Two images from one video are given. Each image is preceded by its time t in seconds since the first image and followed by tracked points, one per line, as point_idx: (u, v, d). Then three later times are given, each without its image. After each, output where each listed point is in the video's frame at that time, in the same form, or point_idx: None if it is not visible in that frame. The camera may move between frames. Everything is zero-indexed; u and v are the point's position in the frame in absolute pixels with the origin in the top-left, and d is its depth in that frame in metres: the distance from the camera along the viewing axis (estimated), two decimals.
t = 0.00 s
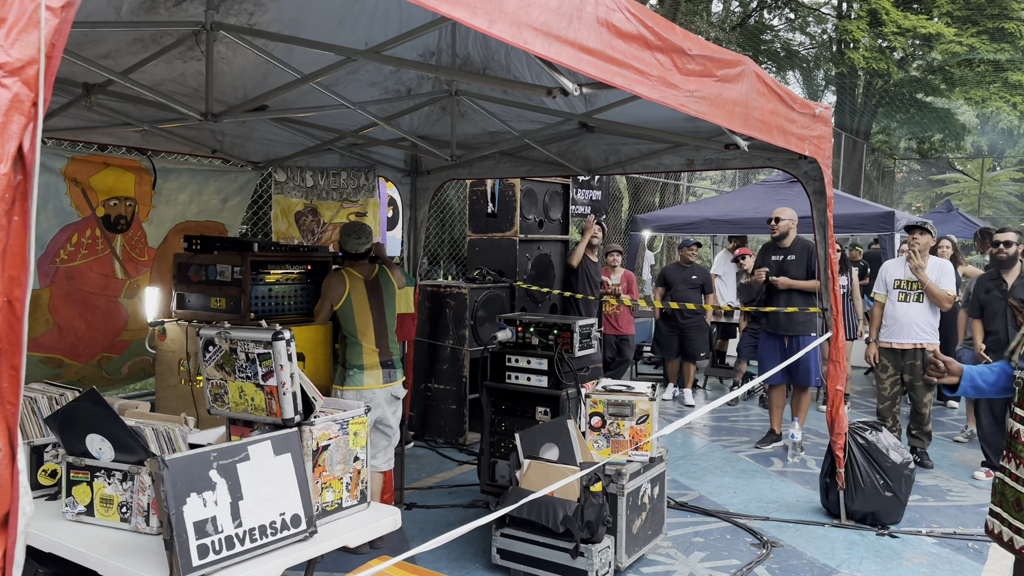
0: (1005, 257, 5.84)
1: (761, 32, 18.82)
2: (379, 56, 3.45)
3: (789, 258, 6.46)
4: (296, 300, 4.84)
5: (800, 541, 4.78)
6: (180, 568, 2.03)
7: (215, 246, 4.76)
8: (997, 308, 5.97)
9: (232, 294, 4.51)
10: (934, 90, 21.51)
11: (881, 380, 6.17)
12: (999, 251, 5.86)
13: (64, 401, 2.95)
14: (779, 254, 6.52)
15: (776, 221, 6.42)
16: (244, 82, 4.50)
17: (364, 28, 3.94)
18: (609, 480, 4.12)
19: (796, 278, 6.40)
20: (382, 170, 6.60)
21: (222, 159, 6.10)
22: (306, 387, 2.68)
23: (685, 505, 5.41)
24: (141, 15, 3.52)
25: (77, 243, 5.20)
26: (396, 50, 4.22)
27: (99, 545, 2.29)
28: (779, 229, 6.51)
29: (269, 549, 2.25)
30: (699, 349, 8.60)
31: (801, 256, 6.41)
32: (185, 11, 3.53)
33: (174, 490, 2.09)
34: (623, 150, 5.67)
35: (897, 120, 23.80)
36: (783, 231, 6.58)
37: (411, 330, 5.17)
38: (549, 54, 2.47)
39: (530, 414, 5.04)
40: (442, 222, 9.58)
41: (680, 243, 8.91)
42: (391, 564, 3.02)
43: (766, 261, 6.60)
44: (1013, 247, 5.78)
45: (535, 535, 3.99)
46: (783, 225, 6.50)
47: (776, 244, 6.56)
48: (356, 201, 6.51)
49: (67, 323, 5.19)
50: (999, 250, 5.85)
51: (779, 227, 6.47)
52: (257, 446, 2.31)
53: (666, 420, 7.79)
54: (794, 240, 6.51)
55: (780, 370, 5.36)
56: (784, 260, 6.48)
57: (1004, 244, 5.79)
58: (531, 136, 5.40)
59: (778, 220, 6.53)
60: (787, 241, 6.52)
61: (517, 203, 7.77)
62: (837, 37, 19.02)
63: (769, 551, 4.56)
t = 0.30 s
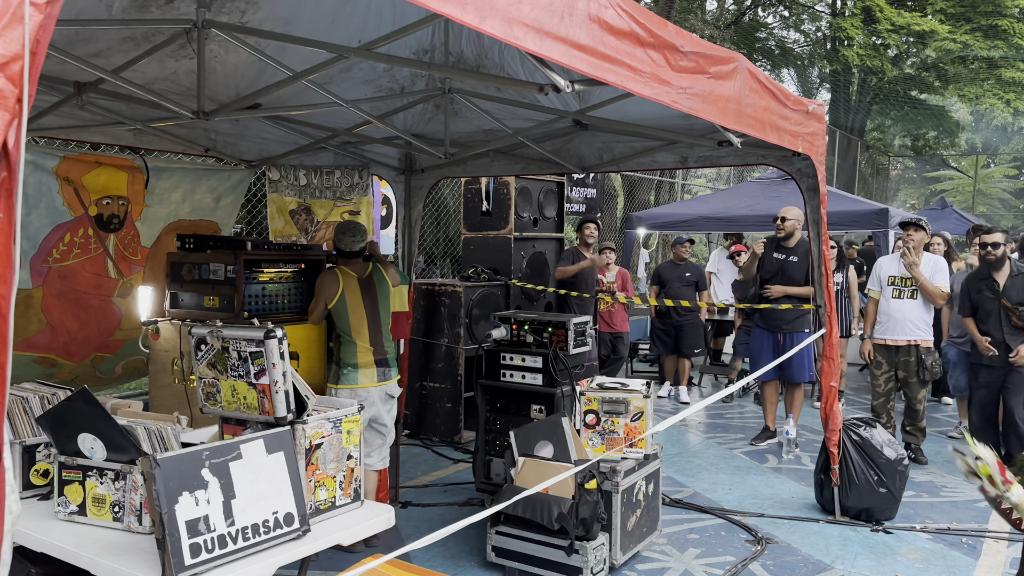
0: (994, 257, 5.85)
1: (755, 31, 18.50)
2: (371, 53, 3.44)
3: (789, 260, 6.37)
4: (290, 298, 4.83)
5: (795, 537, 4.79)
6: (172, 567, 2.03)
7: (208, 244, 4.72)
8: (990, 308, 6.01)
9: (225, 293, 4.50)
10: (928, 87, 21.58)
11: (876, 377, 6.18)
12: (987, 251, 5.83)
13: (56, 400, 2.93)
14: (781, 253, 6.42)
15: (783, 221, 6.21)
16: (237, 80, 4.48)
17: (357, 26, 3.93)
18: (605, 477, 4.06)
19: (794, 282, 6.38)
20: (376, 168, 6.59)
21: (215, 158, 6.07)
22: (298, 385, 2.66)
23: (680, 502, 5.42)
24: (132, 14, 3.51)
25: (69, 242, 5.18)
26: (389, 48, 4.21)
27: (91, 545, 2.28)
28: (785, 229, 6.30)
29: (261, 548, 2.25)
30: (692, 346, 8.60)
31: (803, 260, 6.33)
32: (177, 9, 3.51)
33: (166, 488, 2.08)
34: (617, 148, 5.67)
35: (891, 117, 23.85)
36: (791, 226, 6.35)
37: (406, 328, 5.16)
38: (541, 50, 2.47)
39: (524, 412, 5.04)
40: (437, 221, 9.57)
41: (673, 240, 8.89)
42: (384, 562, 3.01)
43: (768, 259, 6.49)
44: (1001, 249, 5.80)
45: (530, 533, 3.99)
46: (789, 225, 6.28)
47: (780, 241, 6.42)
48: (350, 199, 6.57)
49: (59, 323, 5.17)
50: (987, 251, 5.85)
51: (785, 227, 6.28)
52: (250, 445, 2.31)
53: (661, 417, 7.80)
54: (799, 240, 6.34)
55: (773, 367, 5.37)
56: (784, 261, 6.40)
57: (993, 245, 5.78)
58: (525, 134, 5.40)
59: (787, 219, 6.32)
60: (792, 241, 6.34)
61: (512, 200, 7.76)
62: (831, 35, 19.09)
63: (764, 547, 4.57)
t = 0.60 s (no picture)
0: (1004, 250, 5.85)
1: (752, 28, 18.63)
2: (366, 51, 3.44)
3: (790, 261, 6.42)
4: (287, 297, 4.83)
5: (792, 534, 4.80)
6: (169, 566, 2.03)
7: (204, 244, 4.66)
8: (992, 301, 5.97)
9: (223, 292, 4.50)
10: (925, 85, 21.62)
11: (872, 373, 6.20)
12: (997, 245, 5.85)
13: (52, 399, 2.92)
14: (782, 254, 6.48)
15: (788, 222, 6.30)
16: (233, 79, 4.48)
17: (353, 24, 3.93)
18: (601, 475, 4.09)
19: (791, 283, 6.44)
20: (373, 166, 6.55)
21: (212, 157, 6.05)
22: (296, 384, 2.67)
23: (677, 499, 5.42)
24: (128, 13, 3.50)
25: (65, 242, 5.18)
26: (385, 46, 4.21)
27: (88, 545, 2.28)
28: (789, 230, 6.37)
29: (258, 547, 2.25)
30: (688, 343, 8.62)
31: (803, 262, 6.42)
32: (173, 8, 3.50)
33: (163, 487, 2.08)
34: (614, 146, 5.67)
35: (888, 114, 23.88)
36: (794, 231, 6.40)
37: (404, 327, 5.14)
38: (536, 48, 2.47)
39: (521, 410, 5.04)
40: (434, 219, 9.57)
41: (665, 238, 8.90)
42: (382, 560, 3.01)
43: (769, 258, 6.54)
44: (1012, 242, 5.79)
45: (527, 530, 4.00)
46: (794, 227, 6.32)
47: (783, 242, 6.50)
48: (346, 198, 6.52)
49: (56, 323, 5.18)
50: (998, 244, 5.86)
51: (789, 229, 6.34)
52: (246, 444, 2.30)
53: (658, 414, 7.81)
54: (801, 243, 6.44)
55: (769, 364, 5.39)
56: (785, 262, 6.45)
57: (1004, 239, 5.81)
58: (521, 132, 5.40)
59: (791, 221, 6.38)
60: (796, 243, 6.43)
61: (509, 199, 7.77)
62: (827, 32, 19.11)
63: (762, 544, 4.58)
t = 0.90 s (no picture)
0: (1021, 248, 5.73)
1: (751, 26, 18.81)
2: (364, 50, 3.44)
3: (790, 261, 6.47)
4: (287, 297, 4.83)
5: (792, 532, 4.81)
6: (170, 565, 2.03)
7: (204, 244, 4.68)
8: (1002, 298, 5.98)
9: (222, 292, 4.50)
10: (924, 82, 21.62)
11: (871, 371, 6.20)
12: (1016, 242, 5.75)
13: (52, 400, 2.92)
14: (782, 254, 6.53)
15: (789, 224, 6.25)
16: (232, 79, 4.48)
17: (352, 24, 3.93)
18: (601, 473, 4.10)
19: (790, 283, 6.47)
20: (372, 166, 6.56)
21: (211, 157, 6.04)
22: (295, 383, 2.68)
23: (677, 498, 5.43)
24: (126, 13, 3.50)
25: (64, 242, 5.18)
26: (384, 45, 4.21)
27: (89, 544, 2.28)
28: (789, 232, 6.36)
29: (259, 546, 2.25)
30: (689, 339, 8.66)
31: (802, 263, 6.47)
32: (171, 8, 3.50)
33: (163, 487, 2.08)
34: (612, 144, 5.67)
35: (887, 112, 23.89)
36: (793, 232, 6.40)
37: (404, 325, 5.14)
38: (534, 47, 2.47)
39: (521, 409, 5.05)
40: (433, 219, 9.57)
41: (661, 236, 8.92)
42: (382, 559, 3.01)
43: (769, 258, 6.56)
44: None
45: (527, 529, 4.01)
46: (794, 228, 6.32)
47: (783, 244, 6.56)
48: (345, 197, 6.51)
49: (56, 323, 5.18)
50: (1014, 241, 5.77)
51: (789, 230, 6.34)
52: (246, 443, 2.31)
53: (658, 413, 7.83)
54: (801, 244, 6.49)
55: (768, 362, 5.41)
56: (785, 262, 6.48)
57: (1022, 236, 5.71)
58: (520, 131, 5.41)
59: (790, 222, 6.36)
60: (796, 244, 6.50)
61: (508, 198, 7.77)
62: (826, 30, 19.10)
63: (762, 542, 4.58)
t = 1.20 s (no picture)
0: None
1: (749, 24, 18.53)
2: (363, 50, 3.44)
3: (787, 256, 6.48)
4: (287, 296, 4.83)
5: (791, 530, 4.82)
6: (171, 564, 2.03)
7: (204, 243, 4.69)
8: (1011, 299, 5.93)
9: (222, 291, 4.50)
10: (923, 81, 21.64)
11: (870, 369, 6.21)
12: None
13: (53, 399, 2.92)
14: (779, 248, 6.52)
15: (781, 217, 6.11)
16: (231, 78, 4.48)
17: (350, 23, 3.94)
18: (601, 472, 4.11)
19: (791, 274, 6.40)
20: (371, 165, 6.58)
21: (210, 156, 6.03)
22: (295, 382, 2.69)
23: (677, 496, 5.44)
24: (126, 13, 3.51)
25: (64, 242, 5.17)
26: (383, 45, 4.22)
27: (90, 543, 2.29)
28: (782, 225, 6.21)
29: (259, 544, 2.26)
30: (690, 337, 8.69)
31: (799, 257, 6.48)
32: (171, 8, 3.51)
33: (164, 486, 2.09)
34: (611, 143, 5.68)
35: (886, 110, 23.86)
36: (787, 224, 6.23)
37: (403, 324, 5.14)
38: (533, 46, 2.47)
39: (521, 407, 5.05)
40: (432, 218, 9.57)
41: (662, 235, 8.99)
42: (382, 557, 3.02)
43: (767, 253, 6.55)
44: None
45: (527, 528, 4.02)
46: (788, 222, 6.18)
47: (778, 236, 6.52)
48: (345, 197, 6.56)
49: (56, 323, 5.18)
50: None
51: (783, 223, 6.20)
52: (247, 442, 2.32)
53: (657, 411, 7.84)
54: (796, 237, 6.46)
55: (766, 361, 5.42)
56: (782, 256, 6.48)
57: None
58: (519, 130, 5.41)
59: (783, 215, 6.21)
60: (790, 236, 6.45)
61: (507, 197, 7.78)
62: (825, 28, 19.06)
63: (761, 540, 4.59)
